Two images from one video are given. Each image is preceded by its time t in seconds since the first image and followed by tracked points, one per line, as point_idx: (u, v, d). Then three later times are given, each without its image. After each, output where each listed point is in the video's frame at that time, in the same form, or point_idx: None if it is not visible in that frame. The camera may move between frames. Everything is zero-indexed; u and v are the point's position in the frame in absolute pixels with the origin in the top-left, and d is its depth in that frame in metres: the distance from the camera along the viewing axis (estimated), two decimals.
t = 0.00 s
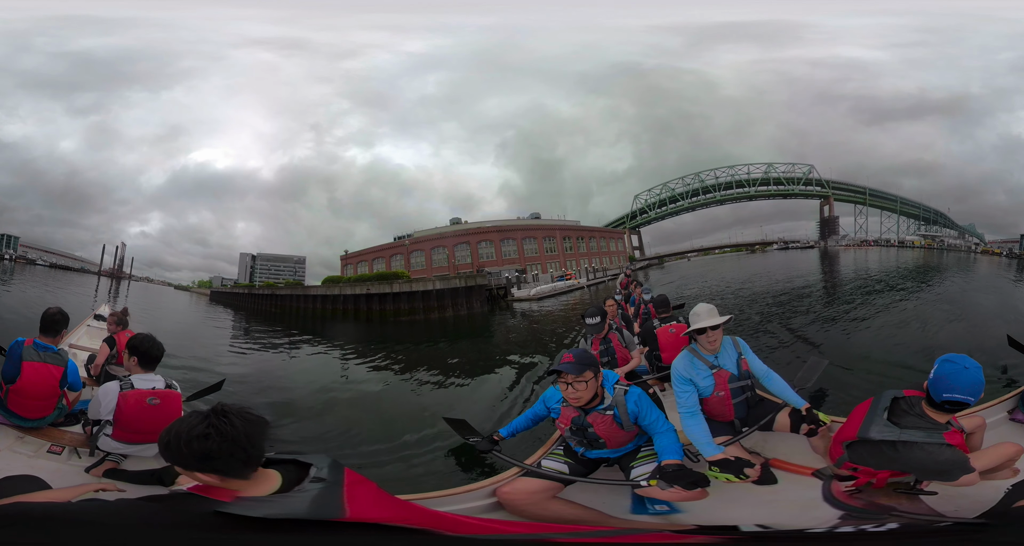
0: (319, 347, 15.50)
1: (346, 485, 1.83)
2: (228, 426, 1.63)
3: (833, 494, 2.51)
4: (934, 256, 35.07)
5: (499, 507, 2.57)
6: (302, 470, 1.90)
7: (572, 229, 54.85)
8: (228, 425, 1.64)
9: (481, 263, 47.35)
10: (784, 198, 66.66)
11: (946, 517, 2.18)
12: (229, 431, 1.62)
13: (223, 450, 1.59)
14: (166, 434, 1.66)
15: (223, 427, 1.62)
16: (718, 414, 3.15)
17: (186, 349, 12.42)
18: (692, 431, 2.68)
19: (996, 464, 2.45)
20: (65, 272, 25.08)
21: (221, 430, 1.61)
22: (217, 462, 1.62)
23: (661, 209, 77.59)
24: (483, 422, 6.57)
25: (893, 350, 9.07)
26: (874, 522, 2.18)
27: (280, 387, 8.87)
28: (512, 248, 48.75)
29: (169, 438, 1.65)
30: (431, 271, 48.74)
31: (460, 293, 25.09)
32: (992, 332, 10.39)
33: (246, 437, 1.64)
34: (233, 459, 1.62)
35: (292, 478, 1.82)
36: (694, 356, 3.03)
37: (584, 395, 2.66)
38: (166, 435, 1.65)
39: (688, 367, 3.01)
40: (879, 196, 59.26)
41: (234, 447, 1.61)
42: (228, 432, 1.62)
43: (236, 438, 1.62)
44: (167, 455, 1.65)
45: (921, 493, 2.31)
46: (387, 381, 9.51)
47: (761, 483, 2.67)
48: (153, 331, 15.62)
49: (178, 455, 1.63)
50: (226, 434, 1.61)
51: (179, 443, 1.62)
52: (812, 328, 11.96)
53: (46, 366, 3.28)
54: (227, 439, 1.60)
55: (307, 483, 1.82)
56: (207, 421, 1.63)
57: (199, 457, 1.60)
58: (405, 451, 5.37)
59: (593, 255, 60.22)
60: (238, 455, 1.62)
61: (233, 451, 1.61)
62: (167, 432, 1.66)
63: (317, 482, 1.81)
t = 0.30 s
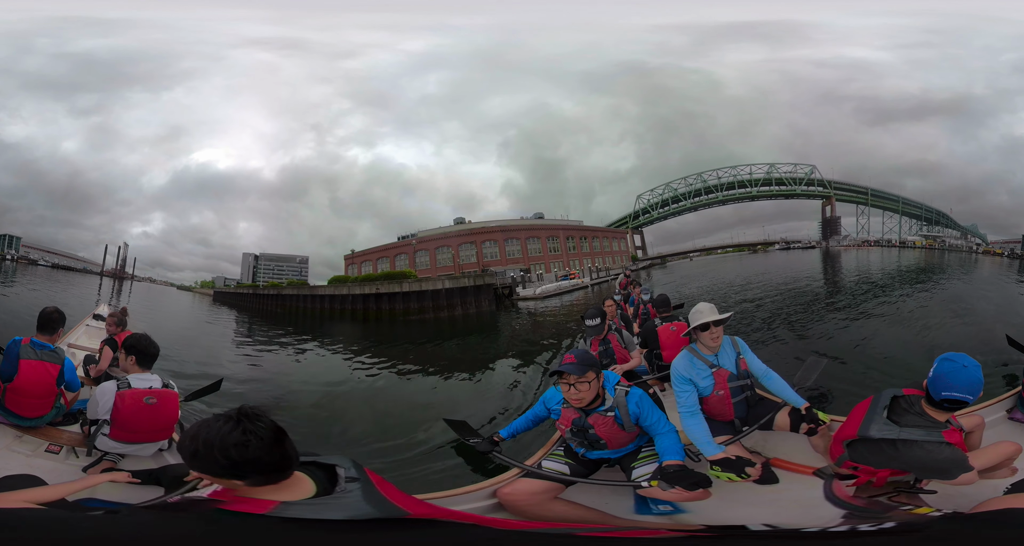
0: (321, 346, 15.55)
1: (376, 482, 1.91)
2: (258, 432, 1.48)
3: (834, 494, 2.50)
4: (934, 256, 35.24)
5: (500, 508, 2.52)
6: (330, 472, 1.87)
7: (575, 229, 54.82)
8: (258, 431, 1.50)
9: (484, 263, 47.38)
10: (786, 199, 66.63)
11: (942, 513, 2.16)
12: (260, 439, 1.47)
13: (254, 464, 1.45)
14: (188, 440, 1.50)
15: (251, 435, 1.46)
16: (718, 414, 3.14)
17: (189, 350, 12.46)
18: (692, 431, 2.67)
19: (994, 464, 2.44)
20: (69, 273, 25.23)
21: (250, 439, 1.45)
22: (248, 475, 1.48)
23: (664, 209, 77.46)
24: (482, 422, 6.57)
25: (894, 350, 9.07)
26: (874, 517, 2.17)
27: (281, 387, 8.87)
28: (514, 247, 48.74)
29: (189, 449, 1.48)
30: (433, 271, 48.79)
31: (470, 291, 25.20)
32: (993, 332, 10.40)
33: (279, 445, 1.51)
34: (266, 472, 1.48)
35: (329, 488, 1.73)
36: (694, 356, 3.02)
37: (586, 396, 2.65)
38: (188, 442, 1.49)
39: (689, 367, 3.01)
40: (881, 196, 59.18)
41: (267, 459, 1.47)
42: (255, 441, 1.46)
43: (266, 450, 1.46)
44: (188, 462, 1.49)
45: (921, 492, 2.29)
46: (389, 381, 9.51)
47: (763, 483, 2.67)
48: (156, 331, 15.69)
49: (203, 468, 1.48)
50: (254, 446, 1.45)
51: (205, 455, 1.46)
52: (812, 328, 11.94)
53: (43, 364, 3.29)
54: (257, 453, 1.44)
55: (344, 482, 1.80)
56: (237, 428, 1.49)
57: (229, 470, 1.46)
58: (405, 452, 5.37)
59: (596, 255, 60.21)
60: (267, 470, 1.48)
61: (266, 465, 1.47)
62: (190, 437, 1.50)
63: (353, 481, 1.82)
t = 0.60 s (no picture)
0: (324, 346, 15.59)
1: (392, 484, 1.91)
2: (282, 439, 1.47)
3: (835, 492, 2.48)
4: (936, 256, 35.32)
5: (505, 509, 2.49)
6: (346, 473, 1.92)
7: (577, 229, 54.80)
8: (281, 437, 1.48)
9: (485, 263, 47.41)
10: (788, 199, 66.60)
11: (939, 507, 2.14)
12: (284, 446, 1.45)
13: (272, 472, 1.42)
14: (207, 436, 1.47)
15: (276, 442, 1.44)
16: (719, 414, 3.13)
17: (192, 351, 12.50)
18: (693, 431, 2.67)
19: (990, 461, 2.45)
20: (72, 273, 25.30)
21: (273, 445, 1.43)
22: (262, 483, 1.44)
23: (666, 209, 77.44)
24: (482, 423, 6.57)
25: (896, 350, 9.07)
26: (877, 516, 2.12)
27: (282, 388, 8.88)
28: (517, 247, 48.73)
29: (208, 446, 1.45)
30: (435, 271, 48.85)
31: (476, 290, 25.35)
32: (995, 332, 10.39)
33: (301, 453, 1.50)
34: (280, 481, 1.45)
35: (345, 492, 1.71)
36: (695, 356, 3.00)
37: (586, 398, 2.65)
38: (206, 439, 1.46)
39: (689, 367, 2.99)
40: (884, 195, 59.14)
41: (287, 466, 1.45)
42: (280, 449, 1.44)
43: (289, 457, 1.45)
44: (202, 464, 1.46)
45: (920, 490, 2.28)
46: (390, 381, 9.51)
47: (765, 482, 2.66)
48: (158, 331, 15.73)
49: (218, 469, 1.45)
50: (277, 454, 1.43)
51: (222, 455, 1.43)
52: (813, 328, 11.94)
53: (42, 363, 3.30)
54: (280, 460, 1.43)
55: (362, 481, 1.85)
56: (262, 432, 1.47)
57: (244, 475, 1.42)
58: (405, 452, 5.36)
59: (598, 255, 60.16)
60: (284, 479, 1.45)
61: (284, 473, 1.44)
62: (211, 433, 1.47)
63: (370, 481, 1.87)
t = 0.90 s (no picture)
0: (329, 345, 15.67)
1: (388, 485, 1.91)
2: (289, 437, 1.47)
3: (835, 491, 2.47)
4: (938, 257, 35.40)
5: (504, 509, 2.48)
6: (342, 473, 1.92)
7: (579, 228, 54.75)
8: (288, 435, 1.48)
9: (487, 263, 47.41)
10: (789, 199, 66.57)
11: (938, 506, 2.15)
12: (291, 444, 1.44)
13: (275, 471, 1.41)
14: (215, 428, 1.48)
15: (282, 439, 1.43)
16: (720, 415, 3.13)
17: (195, 351, 12.51)
18: (693, 433, 2.67)
19: (989, 460, 2.44)
20: (75, 274, 25.33)
21: (279, 443, 1.42)
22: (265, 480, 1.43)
23: (668, 208, 77.32)
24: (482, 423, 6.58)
25: (897, 351, 9.07)
26: (875, 516, 2.12)
27: (284, 388, 8.90)
28: (519, 247, 48.72)
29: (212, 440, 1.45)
30: (437, 271, 48.86)
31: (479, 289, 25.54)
32: (995, 333, 10.39)
33: (307, 451, 1.50)
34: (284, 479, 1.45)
35: (342, 491, 1.70)
36: (697, 358, 2.98)
37: (584, 400, 2.65)
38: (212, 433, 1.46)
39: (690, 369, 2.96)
40: (886, 195, 59.10)
41: (290, 465, 1.44)
42: (285, 448, 1.44)
43: (293, 456, 1.44)
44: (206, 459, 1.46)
45: (919, 489, 2.27)
46: (392, 381, 9.53)
47: (765, 482, 2.66)
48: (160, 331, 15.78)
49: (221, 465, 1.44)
50: (282, 453, 1.42)
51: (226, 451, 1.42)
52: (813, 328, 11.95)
53: (44, 362, 3.31)
54: (285, 458, 1.42)
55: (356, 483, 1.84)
56: (268, 428, 1.47)
57: (246, 471, 1.42)
58: (405, 453, 5.37)
59: (600, 255, 60.13)
60: (285, 477, 1.44)
61: (286, 471, 1.44)
62: (218, 427, 1.47)
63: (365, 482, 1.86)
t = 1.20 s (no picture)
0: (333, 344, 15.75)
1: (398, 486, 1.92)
2: (298, 443, 1.44)
3: (834, 493, 2.47)
4: (939, 257, 35.45)
5: (500, 508, 2.47)
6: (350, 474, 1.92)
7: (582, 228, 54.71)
8: (296, 440, 1.46)
9: (490, 263, 47.41)
10: (792, 199, 66.48)
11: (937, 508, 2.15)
12: (298, 452, 1.42)
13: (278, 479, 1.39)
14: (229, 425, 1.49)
15: (288, 447, 1.41)
16: (720, 419, 3.08)
17: (198, 352, 12.54)
18: (691, 435, 2.67)
19: (991, 462, 2.44)
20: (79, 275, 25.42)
21: (285, 452, 1.40)
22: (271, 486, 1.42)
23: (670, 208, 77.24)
24: (482, 422, 6.56)
25: (897, 351, 9.07)
26: (874, 517, 2.11)
27: (285, 387, 8.92)
28: (522, 247, 48.76)
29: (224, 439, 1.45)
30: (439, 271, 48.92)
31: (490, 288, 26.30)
32: (997, 333, 10.37)
33: (316, 458, 1.48)
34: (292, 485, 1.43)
35: (354, 494, 1.71)
36: (697, 364, 2.92)
37: (583, 398, 2.64)
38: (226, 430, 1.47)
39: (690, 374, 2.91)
40: (889, 196, 59.03)
41: (299, 472, 1.42)
42: (292, 455, 1.41)
43: (301, 463, 1.42)
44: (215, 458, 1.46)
45: (919, 490, 2.26)
46: (394, 380, 9.54)
47: (763, 483, 2.66)
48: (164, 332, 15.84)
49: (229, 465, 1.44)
50: (289, 460, 1.40)
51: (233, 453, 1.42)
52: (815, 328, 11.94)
53: (44, 362, 3.32)
54: (290, 466, 1.40)
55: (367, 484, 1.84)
56: (277, 431, 1.45)
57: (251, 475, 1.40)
58: (403, 451, 5.37)
59: (603, 255, 60.02)
60: (288, 484, 1.42)
61: (293, 478, 1.42)
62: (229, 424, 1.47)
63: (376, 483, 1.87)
